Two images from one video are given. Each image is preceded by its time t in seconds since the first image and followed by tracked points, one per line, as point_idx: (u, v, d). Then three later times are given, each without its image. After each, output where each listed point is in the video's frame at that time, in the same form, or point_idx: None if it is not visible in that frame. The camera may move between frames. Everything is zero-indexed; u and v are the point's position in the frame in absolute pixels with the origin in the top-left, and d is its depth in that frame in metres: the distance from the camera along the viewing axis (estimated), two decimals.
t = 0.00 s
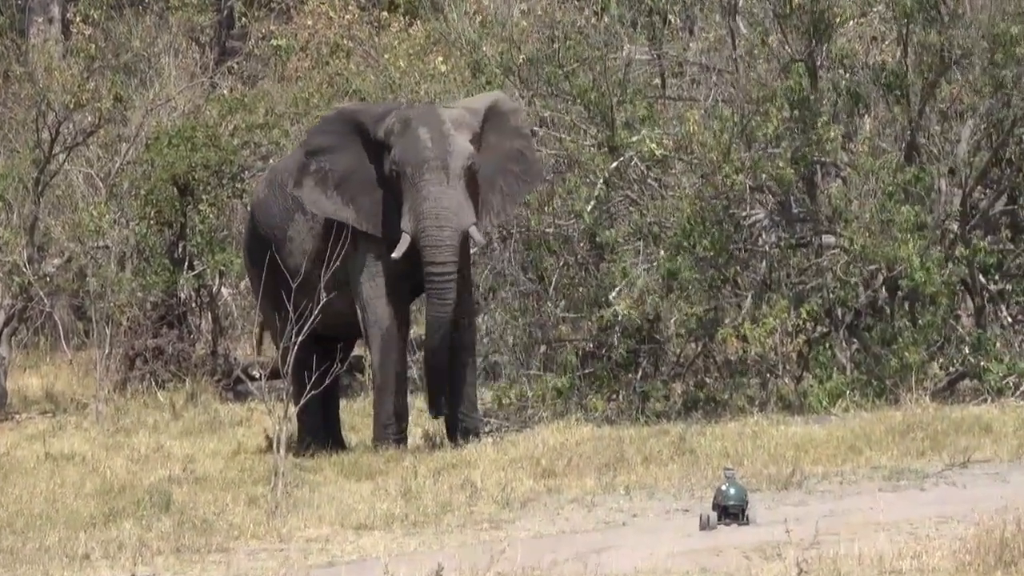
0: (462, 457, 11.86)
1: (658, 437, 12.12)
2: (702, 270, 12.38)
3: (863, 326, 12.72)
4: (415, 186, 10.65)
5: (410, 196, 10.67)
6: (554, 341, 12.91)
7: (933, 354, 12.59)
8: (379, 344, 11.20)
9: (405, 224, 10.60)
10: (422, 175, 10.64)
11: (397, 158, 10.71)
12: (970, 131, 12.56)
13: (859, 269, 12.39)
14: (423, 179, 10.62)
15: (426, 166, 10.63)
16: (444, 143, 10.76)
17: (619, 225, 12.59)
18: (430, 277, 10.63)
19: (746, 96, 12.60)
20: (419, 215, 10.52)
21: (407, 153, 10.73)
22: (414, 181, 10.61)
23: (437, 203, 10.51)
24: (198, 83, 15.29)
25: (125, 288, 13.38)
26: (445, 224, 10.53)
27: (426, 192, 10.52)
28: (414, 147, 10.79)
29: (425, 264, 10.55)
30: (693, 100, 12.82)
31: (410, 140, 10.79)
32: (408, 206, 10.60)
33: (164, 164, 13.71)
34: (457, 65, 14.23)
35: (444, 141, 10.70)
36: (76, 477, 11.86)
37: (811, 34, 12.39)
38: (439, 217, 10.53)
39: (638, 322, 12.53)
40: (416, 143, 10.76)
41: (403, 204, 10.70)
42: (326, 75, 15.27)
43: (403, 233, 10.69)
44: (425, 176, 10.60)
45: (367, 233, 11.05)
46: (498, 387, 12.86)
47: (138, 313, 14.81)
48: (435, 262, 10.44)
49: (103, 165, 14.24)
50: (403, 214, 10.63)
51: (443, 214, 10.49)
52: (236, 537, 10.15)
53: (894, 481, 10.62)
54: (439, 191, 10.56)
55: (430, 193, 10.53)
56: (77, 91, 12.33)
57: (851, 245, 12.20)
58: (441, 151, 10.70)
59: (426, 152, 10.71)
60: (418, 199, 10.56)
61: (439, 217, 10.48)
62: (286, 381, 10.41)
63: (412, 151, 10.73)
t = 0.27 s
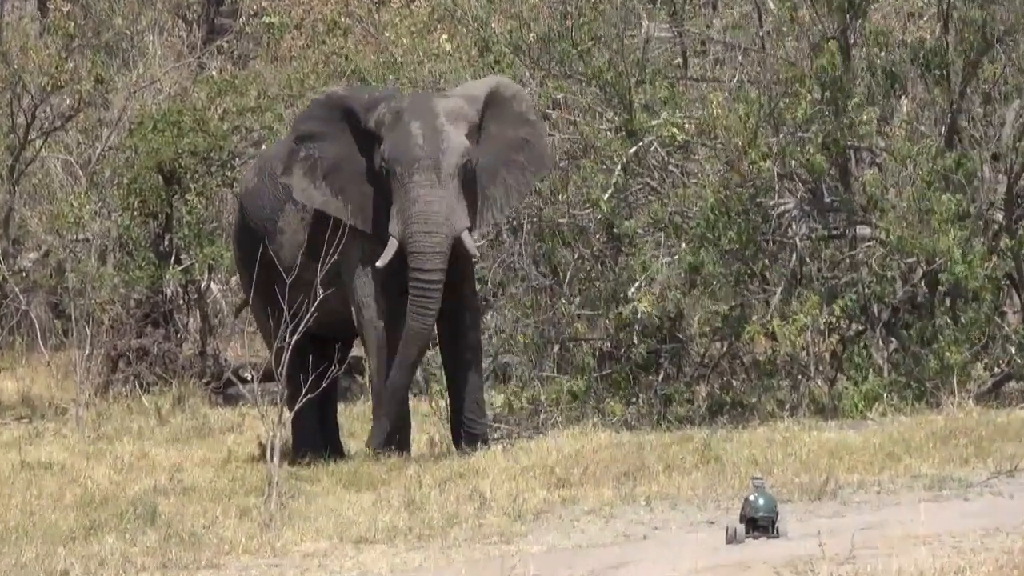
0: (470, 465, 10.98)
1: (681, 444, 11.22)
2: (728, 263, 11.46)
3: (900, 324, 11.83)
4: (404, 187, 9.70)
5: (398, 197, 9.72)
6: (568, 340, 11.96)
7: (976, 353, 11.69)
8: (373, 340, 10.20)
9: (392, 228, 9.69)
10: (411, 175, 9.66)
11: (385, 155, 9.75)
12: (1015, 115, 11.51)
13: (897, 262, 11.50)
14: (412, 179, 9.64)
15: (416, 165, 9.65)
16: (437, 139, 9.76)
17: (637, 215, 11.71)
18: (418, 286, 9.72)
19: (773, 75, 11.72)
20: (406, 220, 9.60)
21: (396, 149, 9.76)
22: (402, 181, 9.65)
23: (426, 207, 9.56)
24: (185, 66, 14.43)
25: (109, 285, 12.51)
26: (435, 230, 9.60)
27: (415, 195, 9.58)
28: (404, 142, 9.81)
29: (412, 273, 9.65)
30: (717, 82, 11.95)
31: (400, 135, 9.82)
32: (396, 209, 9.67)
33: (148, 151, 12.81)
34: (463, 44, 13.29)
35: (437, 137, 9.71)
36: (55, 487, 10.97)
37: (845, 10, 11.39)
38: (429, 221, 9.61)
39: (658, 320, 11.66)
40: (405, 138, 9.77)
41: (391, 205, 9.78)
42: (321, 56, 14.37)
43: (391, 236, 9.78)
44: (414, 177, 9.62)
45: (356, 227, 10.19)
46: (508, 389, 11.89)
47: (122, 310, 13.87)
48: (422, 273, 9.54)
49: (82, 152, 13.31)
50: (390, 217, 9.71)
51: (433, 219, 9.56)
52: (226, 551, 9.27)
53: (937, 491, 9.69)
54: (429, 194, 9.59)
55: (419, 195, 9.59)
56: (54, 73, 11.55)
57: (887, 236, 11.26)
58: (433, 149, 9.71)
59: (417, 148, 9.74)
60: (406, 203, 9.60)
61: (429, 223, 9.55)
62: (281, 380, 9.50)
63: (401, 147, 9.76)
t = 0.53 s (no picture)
0: (484, 465, 10.63)
1: (700, 443, 10.88)
2: (749, 258, 11.12)
3: (927, 320, 11.48)
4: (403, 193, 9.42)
5: (397, 203, 9.45)
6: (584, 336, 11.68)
7: (1005, 350, 11.33)
8: (379, 337, 9.84)
9: (389, 236, 9.42)
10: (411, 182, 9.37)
11: (384, 159, 9.46)
12: None
13: (923, 256, 11.15)
14: (411, 186, 9.35)
15: (415, 172, 9.35)
16: (438, 144, 9.46)
17: (656, 207, 11.37)
18: (414, 296, 9.47)
19: (795, 64, 11.38)
20: (404, 229, 9.32)
21: (396, 153, 9.46)
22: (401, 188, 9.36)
23: (425, 217, 9.28)
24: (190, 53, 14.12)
25: (111, 279, 12.18)
26: (434, 240, 9.32)
27: (414, 204, 9.29)
28: (405, 146, 9.52)
29: (408, 283, 9.40)
30: (738, 68, 11.59)
31: (401, 139, 9.51)
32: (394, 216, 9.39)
33: (152, 142, 12.68)
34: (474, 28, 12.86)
35: (438, 142, 9.41)
36: (56, 488, 10.65)
37: None
38: (428, 231, 9.33)
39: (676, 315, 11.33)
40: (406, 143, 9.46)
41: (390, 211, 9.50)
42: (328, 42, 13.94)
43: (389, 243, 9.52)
44: (413, 185, 9.33)
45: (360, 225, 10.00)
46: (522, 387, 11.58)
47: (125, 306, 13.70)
48: (418, 284, 9.29)
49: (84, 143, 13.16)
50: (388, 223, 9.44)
51: (431, 229, 9.28)
52: (233, 553, 8.93)
53: (963, 492, 9.29)
54: (428, 203, 9.30)
55: (418, 204, 9.30)
56: (55, 61, 11.47)
57: (913, 229, 10.93)
58: (434, 154, 9.41)
59: (418, 153, 9.44)
60: (405, 211, 9.32)
61: (427, 233, 9.27)
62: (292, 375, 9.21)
63: (401, 152, 9.46)
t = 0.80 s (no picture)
0: (496, 461, 10.62)
1: (714, 439, 10.86)
2: (763, 254, 11.11)
3: (940, 316, 11.48)
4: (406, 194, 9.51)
5: (400, 205, 9.54)
6: (597, 332, 11.70)
7: (1019, 346, 11.31)
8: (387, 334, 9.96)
9: (392, 237, 9.53)
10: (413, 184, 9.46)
11: (387, 160, 9.55)
12: None
13: (937, 252, 11.13)
14: (413, 188, 9.44)
15: (418, 174, 9.43)
16: (440, 146, 9.53)
17: (669, 203, 11.33)
18: (416, 297, 9.58)
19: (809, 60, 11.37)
20: (406, 230, 9.43)
21: (399, 155, 9.55)
22: (403, 189, 9.45)
23: (426, 219, 9.37)
24: (203, 49, 14.17)
25: (124, 275, 12.19)
26: (435, 242, 9.42)
27: (416, 205, 9.39)
28: (408, 148, 9.61)
29: (410, 284, 9.50)
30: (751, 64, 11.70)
31: (404, 140, 9.59)
32: (396, 217, 9.50)
33: (165, 138, 12.76)
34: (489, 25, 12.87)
35: (441, 144, 9.49)
36: (70, 483, 10.64)
37: None
38: (429, 233, 9.43)
39: (690, 311, 11.31)
40: (408, 145, 9.54)
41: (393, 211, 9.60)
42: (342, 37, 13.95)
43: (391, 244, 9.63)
44: (415, 186, 9.42)
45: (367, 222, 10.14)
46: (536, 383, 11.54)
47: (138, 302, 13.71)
48: (420, 286, 9.42)
49: (97, 138, 13.16)
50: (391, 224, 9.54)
51: (433, 231, 9.38)
52: (247, 549, 8.90)
53: (977, 488, 9.26)
54: (430, 205, 9.39)
55: (419, 206, 9.39)
56: (69, 57, 11.44)
57: (927, 225, 10.92)
58: (436, 157, 9.49)
59: (420, 154, 9.53)
60: (407, 213, 9.42)
61: (428, 236, 9.38)
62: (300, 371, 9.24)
63: (404, 153, 9.54)
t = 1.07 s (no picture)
0: (509, 458, 10.59)
1: (727, 436, 10.85)
2: (776, 251, 11.12)
3: (953, 313, 11.48)
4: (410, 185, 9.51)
5: (404, 197, 9.54)
6: (610, 329, 11.71)
7: None
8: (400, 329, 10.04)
9: (397, 229, 9.52)
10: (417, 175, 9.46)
11: (390, 152, 9.55)
12: None
13: (950, 249, 11.10)
14: (417, 179, 9.44)
15: (421, 165, 9.44)
16: (444, 137, 9.54)
17: (682, 200, 11.36)
18: (421, 288, 9.56)
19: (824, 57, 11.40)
20: (411, 221, 9.42)
21: (402, 146, 9.55)
22: (407, 181, 9.45)
23: (431, 209, 9.36)
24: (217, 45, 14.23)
25: (137, 270, 12.23)
26: (441, 232, 9.41)
27: (420, 196, 9.38)
28: (411, 140, 9.61)
29: (415, 275, 9.48)
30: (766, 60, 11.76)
31: (407, 131, 9.60)
32: (401, 209, 9.49)
33: (178, 132, 12.84)
34: (503, 22, 12.95)
35: (444, 135, 9.50)
36: (83, 478, 10.63)
37: None
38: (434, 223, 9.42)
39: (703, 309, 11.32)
40: (412, 137, 9.55)
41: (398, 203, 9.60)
42: (355, 34, 13.96)
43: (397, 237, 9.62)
44: (419, 177, 9.42)
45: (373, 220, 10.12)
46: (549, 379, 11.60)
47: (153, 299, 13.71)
48: (426, 276, 9.40)
49: (111, 133, 13.24)
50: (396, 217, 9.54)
51: (438, 221, 9.37)
52: (259, 546, 8.87)
53: (991, 485, 9.23)
54: (434, 195, 9.39)
55: (424, 196, 9.39)
56: (82, 52, 11.65)
57: (940, 223, 10.91)
58: (439, 148, 9.49)
59: (424, 146, 9.53)
60: (411, 204, 9.41)
61: (433, 226, 9.37)
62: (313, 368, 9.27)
63: (407, 145, 9.55)
